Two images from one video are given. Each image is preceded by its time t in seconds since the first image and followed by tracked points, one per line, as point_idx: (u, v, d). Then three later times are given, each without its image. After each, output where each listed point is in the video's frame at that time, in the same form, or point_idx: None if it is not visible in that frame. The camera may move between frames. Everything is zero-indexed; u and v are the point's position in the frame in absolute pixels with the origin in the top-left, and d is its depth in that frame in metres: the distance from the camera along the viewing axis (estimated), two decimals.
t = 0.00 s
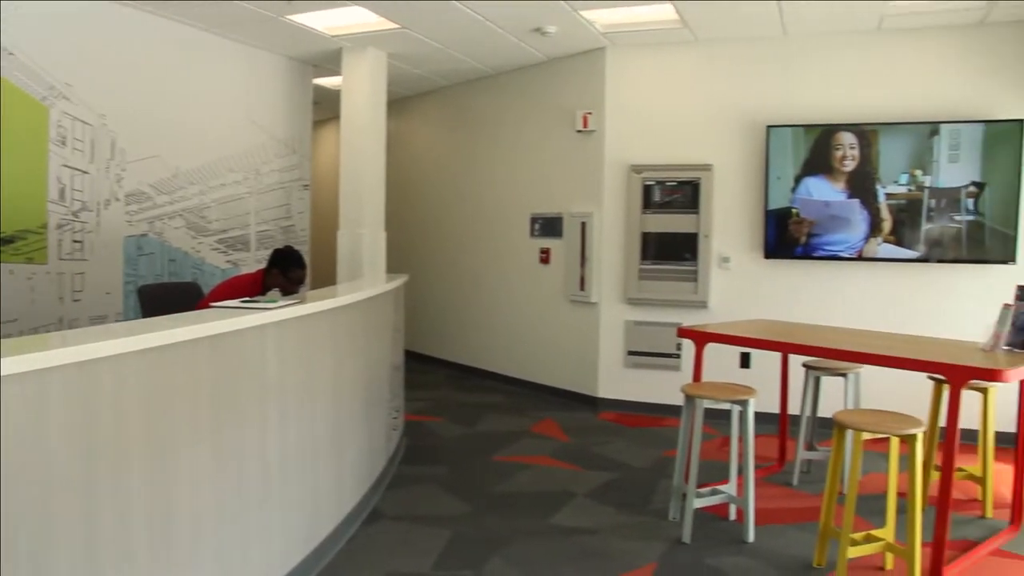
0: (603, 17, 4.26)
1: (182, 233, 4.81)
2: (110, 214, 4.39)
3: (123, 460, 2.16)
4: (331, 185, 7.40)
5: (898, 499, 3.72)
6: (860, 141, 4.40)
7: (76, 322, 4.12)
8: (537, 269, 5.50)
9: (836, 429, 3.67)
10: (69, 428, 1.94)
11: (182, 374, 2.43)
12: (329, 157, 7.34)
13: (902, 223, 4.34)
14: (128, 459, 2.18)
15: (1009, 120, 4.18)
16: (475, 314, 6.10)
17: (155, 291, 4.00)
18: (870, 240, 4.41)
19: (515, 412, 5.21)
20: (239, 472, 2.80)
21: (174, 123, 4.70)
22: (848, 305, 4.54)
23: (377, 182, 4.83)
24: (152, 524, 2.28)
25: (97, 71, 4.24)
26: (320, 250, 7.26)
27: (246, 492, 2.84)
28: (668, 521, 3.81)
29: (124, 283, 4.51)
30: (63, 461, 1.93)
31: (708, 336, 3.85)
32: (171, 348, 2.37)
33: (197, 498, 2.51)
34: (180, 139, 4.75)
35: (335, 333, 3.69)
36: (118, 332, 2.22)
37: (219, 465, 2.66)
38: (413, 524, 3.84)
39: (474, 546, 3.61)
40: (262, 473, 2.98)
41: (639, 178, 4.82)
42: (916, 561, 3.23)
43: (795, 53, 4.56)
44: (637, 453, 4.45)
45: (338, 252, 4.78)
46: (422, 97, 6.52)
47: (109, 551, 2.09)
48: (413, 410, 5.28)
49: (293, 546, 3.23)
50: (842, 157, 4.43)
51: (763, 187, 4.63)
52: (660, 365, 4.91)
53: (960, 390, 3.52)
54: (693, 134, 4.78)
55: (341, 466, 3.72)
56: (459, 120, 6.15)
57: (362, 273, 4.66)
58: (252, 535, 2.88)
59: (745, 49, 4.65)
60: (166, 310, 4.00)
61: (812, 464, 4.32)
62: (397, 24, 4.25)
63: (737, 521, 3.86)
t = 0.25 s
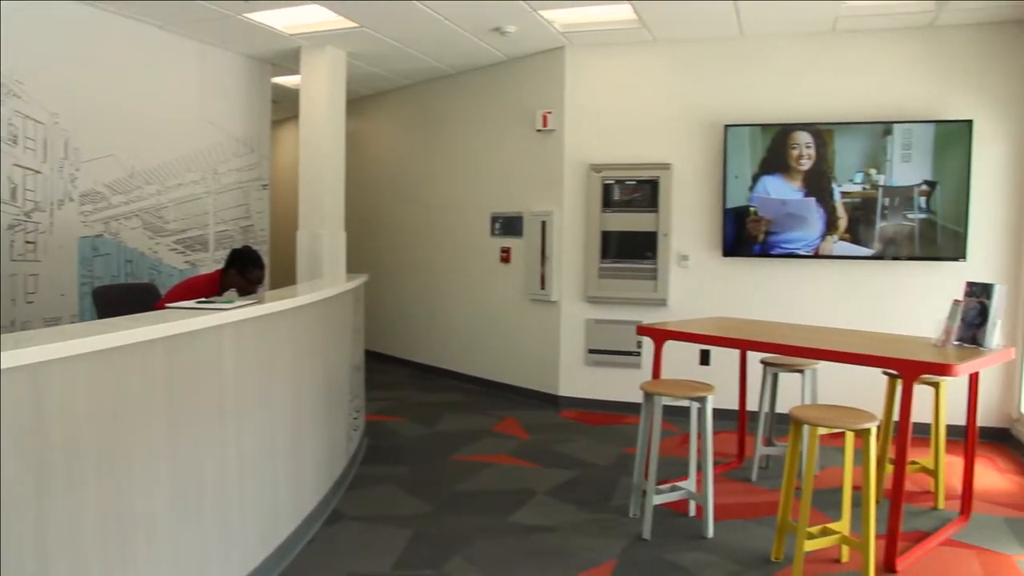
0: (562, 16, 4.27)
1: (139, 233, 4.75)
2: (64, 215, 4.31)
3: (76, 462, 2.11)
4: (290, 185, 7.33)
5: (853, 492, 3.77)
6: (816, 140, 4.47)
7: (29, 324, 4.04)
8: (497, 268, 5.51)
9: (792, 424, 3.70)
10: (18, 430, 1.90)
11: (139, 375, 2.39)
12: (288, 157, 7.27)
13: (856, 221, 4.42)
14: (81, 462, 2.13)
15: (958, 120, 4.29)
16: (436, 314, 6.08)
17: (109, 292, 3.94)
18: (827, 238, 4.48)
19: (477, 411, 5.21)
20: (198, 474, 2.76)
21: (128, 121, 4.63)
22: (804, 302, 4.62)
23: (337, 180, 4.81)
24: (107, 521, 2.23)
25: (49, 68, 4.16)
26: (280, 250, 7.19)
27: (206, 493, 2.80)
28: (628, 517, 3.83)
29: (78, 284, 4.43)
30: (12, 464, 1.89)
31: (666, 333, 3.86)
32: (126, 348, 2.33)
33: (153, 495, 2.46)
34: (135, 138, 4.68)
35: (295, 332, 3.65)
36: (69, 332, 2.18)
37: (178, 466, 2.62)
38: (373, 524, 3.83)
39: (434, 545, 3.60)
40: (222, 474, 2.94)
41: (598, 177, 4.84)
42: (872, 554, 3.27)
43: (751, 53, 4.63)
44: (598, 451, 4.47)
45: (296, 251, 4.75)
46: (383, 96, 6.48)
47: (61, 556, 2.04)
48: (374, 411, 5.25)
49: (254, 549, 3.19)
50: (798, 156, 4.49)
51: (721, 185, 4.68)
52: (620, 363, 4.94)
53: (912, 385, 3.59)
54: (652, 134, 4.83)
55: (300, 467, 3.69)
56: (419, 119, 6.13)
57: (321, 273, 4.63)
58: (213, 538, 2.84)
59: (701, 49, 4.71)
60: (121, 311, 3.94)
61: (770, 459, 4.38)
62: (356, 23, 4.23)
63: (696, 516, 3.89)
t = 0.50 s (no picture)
0: (525, 15, 4.28)
1: (97, 229, 4.67)
2: (20, 211, 4.23)
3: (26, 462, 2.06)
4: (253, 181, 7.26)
5: (811, 489, 3.81)
6: (777, 141, 4.52)
7: None
8: (461, 266, 5.51)
9: (751, 421, 3.72)
10: None
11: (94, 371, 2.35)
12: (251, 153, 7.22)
13: (817, 221, 4.47)
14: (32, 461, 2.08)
15: (915, 122, 4.38)
16: (400, 312, 6.06)
17: (66, 290, 3.87)
18: (788, 237, 4.53)
19: (441, 409, 5.21)
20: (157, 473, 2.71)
21: (86, 115, 4.56)
22: (764, 300, 4.67)
23: (299, 177, 4.78)
24: (60, 520, 2.18)
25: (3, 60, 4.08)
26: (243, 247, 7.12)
27: (164, 493, 2.76)
28: (590, 515, 3.84)
29: (35, 281, 4.35)
30: None
31: (627, 331, 3.88)
32: (81, 345, 2.28)
33: (109, 493, 2.42)
34: (93, 132, 4.61)
35: (255, 329, 3.62)
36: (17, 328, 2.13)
37: (135, 465, 2.57)
38: (334, 523, 3.80)
39: (396, 544, 3.57)
40: (181, 473, 2.90)
41: (562, 176, 4.86)
42: (829, 551, 3.29)
43: (713, 54, 4.68)
44: (560, 449, 4.49)
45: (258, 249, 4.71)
46: (349, 92, 6.44)
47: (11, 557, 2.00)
48: (337, 409, 5.22)
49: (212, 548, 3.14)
50: (760, 156, 4.54)
51: (684, 185, 4.72)
52: (583, 361, 4.96)
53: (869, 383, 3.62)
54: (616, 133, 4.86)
55: (260, 466, 3.65)
56: (384, 116, 6.10)
57: (283, 270, 4.61)
58: (171, 537, 2.80)
59: (665, 50, 4.75)
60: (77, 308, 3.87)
61: (730, 456, 4.43)
62: (319, 19, 4.21)
63: (657, 513, 3.91)
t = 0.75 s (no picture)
0: (487, 13, 4.28)
1: (54, 230, 4.60)
2: None
3: None
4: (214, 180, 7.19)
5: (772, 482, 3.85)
6: (739, 139, 4.57)
7: None
8: (424, 264, 5.51)
9: (712, 416, 3.72)
10: None
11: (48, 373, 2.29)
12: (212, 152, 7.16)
13: (779, 219, 4.53)
14: None
15: (873, 120, 4.47)
16: (365, 311, 6.03)
17: (23, 291, 3.81)
18: (750, 233, 4.58)
19: (406, 408, 5.20)
20: (114, 475, 2.66)
21: (42, 113, 4.49)
22: (725, 296, 4.72)
23: (261, 175, 4.75)
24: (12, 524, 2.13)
25: None
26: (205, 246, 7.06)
27: (122, 496, 2.71)
28: (554, 511, 3.85)
29: None
30: None
31: (590, 328, 3.89)
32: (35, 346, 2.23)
33: (65, 496, 2.35)
34: (49, 130, 4.53)
35: (215, 329, 3.57)
36: None
37: (92, 469, 2.52)
38: (296, 524, 3.77)
39: (359, 544, 3.55)
40: (141, 475, 2.85)
41: (524, 173, 4.88)
42: (788, 543, 3.31)
43: (674, 52, 4.72)
44: (524, 446, 4.51)
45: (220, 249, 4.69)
46: (313, 90, 6.40)
47: None
48: (300, 409, 5.18)
49: (171, 554, 3.09)
50: (721, 154, 4.58)
51: (646, 182, 4.76)
52: (548, 358, 4.99)
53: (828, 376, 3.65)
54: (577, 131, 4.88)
55: (221, 467, 3.61)
56: (346, 114, 6.07)
57: (245, 270, 4.59)
58: (129, 541, 2.75)
59: (627, 48, 4.79)
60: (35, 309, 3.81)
61: (692, 451, 4.47)
62: (279, 16, 4.18)
63: (621, 509, 3.93)
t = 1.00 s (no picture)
0: (456, 11, 4.28)
1: (13, 225, 4.60)
2: None
3: None
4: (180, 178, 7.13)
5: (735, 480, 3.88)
6: (709, 143, 4.64)
7: None
8: (392, 262, 5.52)
9: (676, 414, 3.72)
10: None
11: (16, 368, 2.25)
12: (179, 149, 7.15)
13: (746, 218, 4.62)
14: None
15: (836, 120, 4.53)
16: (333, 309, 6.01)
17: None
18: (717, 228, 4.67)
19: (373, 406, 5.19)
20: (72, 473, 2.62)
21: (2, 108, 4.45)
22: (691, 295, 4.78)
23: (227, 171, 4.73)
24: None
25: None
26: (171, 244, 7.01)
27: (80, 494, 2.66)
28: (519, 509, 3.85)
29: None
30: None
31: (557, 326, 3.90)
32: None
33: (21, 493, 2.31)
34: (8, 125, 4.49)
35: (178, 326, 3.53)
36: None
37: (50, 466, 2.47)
38: (262, 524, 3.72)
39: (324, 543, 3.52)
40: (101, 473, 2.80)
41: (492, 171, 4.88)
42: (750, 539, 3.33)
43: (642, 52, 4.77)
44: (491, 444, 4.51)
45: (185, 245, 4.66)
46: (280, 86, 6.35)
47: None
48: (266, 408, 5.14)
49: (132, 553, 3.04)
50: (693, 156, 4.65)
51: (614, 181, 4.79)
52: (514, 355, 5.01)
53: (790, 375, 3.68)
54: (544, 130, 4.91)
55: (184, 465, 3.56)
56: (314, 110, 6.03)
57: (210, 267, 4.57)
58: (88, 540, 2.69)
59: (595, 48, 4.82)
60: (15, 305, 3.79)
61: (657, 448, 4.50)
62: (246, 11, 4.15)
63: (586, 506, 3.94)
